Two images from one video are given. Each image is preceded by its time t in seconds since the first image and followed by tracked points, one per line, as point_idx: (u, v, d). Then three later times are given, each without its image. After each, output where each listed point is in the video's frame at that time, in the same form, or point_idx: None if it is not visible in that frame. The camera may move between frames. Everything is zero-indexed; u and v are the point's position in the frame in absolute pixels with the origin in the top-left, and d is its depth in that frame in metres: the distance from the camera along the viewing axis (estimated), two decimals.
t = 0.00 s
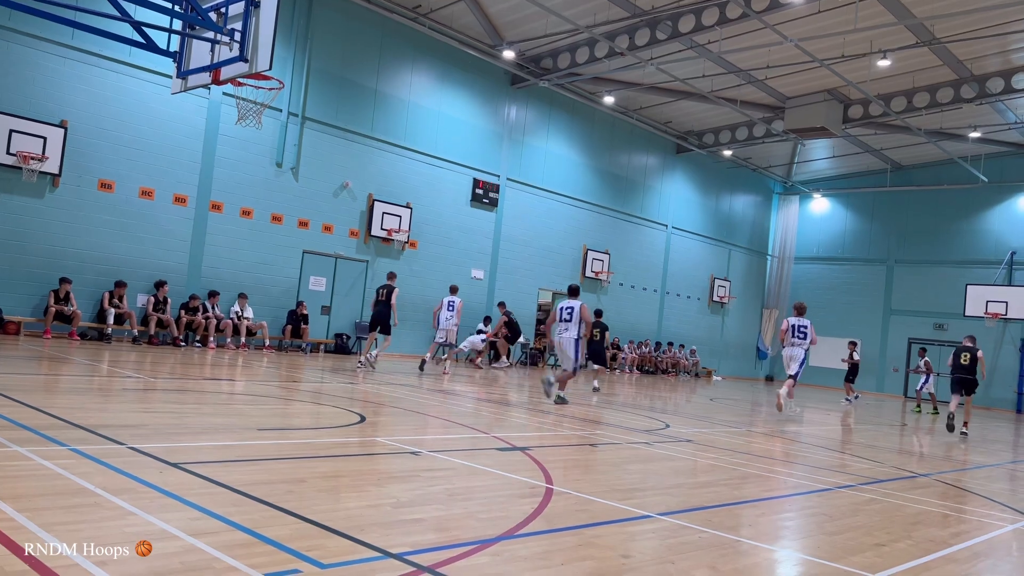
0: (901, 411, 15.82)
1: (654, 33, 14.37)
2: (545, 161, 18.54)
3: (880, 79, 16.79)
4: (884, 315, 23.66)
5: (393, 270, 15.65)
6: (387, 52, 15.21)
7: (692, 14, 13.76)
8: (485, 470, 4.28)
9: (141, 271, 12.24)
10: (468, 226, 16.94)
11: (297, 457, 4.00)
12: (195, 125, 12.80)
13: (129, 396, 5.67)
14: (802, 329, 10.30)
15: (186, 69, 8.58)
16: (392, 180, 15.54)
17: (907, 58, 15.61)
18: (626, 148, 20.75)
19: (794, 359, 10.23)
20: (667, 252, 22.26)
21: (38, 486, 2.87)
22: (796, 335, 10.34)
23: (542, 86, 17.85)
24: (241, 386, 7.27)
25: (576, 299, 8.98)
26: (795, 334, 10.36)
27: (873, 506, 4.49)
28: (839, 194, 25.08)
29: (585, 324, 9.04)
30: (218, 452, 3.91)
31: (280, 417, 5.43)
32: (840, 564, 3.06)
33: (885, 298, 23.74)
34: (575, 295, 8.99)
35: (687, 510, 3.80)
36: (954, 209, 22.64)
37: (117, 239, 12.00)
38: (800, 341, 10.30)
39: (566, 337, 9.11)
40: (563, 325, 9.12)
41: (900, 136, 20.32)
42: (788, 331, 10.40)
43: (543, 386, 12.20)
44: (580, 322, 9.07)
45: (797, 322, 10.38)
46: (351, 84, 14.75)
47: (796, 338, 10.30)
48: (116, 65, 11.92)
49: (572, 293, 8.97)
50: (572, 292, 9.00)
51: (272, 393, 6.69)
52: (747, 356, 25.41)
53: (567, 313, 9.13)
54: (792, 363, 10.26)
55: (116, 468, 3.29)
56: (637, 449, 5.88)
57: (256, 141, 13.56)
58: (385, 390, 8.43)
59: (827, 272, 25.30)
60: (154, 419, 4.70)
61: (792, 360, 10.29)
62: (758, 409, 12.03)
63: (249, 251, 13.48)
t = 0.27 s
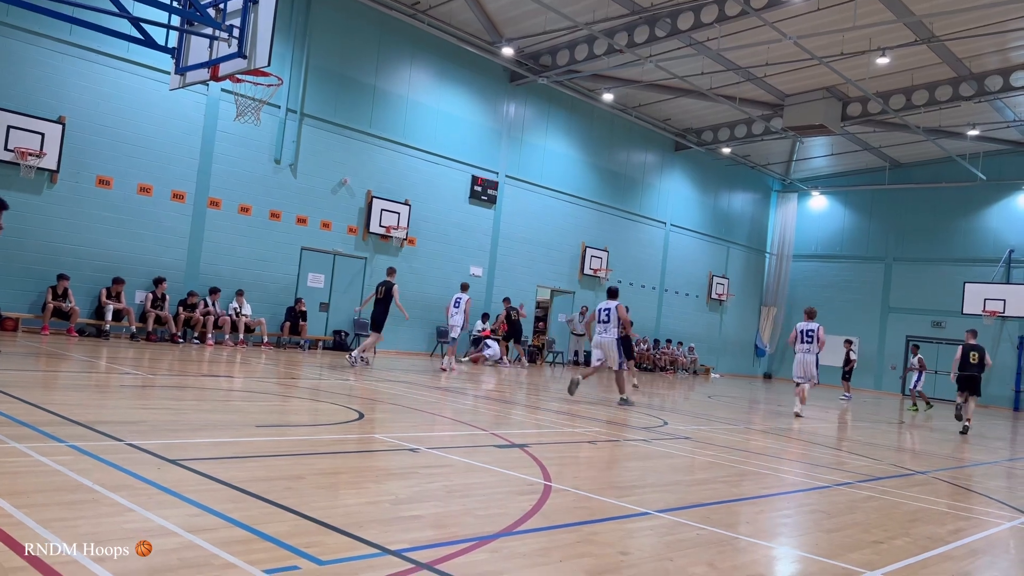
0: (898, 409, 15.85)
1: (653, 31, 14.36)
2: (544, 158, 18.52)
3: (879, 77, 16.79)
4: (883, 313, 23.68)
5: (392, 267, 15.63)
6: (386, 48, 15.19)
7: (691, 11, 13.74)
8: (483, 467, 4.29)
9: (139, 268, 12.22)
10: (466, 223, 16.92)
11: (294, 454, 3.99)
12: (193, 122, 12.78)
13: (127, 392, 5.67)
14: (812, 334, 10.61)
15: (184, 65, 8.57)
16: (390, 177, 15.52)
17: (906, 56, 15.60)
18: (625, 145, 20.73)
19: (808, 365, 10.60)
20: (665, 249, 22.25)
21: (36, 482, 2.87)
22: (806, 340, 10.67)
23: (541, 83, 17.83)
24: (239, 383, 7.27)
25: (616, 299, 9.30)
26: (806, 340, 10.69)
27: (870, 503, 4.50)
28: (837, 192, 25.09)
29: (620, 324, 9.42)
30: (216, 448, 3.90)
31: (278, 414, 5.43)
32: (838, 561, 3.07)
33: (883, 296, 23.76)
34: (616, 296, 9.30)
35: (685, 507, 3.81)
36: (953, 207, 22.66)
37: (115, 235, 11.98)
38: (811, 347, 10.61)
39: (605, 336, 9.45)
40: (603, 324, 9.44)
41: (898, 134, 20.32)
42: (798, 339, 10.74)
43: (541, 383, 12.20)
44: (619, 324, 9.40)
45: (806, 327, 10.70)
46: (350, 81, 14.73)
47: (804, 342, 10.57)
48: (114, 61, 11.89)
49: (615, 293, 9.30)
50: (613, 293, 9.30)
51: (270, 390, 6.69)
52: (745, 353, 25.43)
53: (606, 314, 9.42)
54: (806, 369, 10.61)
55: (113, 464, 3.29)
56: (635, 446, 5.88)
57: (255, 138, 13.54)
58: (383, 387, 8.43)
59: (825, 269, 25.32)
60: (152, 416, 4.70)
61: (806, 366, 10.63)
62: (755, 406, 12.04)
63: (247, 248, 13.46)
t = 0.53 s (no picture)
0: (895, 406, 15.87)
1: (652, 28, 14.34)
2: (543, 154, 18.51)
3: (878, 75, 16.78)
4: (881, 310, 23.71)
5: (390, 264, 15.63)
6: (384, 45, 15.15)
7: (690, 8, 13.73)
8: (481, 463, 4.28)
9: (137, 264, 12.20)
10: (465, 220, 16.92)
11: (292, 450, 3.99)
12: (191, 118, 12.75)
13: (125, 388, 5.66)
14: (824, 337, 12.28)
15: (183, 61, 8.54)
16: (389, 173, 15.50)
17: (905, 53, 15.60)
18: (623, 142, 20.72)
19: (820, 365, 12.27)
20: (664, 246, 22.26)
21: (34, 478, 2.87)
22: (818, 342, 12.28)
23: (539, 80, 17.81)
24: (238, 379, 7.26)
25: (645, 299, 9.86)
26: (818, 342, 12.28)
27: (868, 500, 4.51)
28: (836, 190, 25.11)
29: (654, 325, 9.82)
30: (214, 444, 3.90)
31: (276, 410, 5.42)
32: (836, 558, 3.07)
33: (881, 294, 23.79)
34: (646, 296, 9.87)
35: (683, 504, 3.82)
36: (951, 205, 22.67)
37: (114, 231, 11.96)
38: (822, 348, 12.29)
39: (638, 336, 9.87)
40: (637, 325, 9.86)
41: (897, 131, 20.33)
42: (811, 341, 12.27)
43: (539, 380, 12.22)
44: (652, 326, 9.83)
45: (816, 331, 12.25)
46: (348, 77, 14.70)
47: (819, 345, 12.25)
48: (112, 56, 11.86)
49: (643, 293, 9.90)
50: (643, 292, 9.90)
51: (268, 387, 6.68)
52: (743, 350, 25.46)
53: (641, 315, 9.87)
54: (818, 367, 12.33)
55: (111, 461, 3.29)
56: (633, 443, 5.89)
57: (253, 134, 13.52)
58: (381, 384, 8.43)
59: (823, 267, 25.35)
60: (150, 412, 4.69)
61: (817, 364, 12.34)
62: (753, 404, 12.07)
63: (245, 244, 13.45)
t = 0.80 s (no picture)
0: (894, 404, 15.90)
1: (652, 25, 14.33)
2: (541, 152, 18.50)
3: (878, 73, 16.78)
4: (879, 308, 23.73)
5: (389, 261, 15.62)
6: (383, 42, 15.13)
7: (690, 6, 13.71)
8: (480, 460, 4.29)
9: (136, 261, 12.18)
10: (464, 217, 16.91)
11: (290, 448, 3.99)
12: (190, 114, 12.73)
13: (124, 386, 5.66)
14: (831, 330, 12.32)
15: (182, 58, 8.52)
16: (388, 170, 15.49)
17: (904, 51, 15.59)
18: (622, 140, 20.71)
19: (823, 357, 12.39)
20: (663, 244, 22.27)
21: (32, 475, 2.87)
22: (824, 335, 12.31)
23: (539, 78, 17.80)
24: (236, 377, 7.26)
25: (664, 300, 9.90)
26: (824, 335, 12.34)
27: (866, 498, 4.51)
28: (835, 188, 25.12)
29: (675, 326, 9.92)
30: (213, 442, 3.90)
31: (275, 407, 5.42)
32: (834, 556, 3.07)
33: (879, 292, 23.81)
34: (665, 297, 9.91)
35: (681, 501, 3.82)
36: (950, 203, 22.68)
37: (112, 228, 11.95)
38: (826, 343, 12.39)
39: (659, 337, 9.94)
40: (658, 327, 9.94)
41: (896, 129, 20.33)
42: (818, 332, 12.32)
43: (538, 378, 12.22)
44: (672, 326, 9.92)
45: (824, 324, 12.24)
46: (347, 75, 14.68)
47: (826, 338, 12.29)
48: (111, 53, 11.83)
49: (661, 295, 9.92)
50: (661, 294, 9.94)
51: (269, 386, 6.67)
52: (741, 348, 25.49)
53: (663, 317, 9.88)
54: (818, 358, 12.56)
55: (109, 457, 3.29)
56: (632, 441, 5.89)
57: (252, 131, 13.50)
58: (380, 381, 8.44)
59: (822, 265, 25.37)
60: (149, 409, 4.69)
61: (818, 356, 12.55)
62: (752, 402, 12.06)
63: (243, 242, 13.44)
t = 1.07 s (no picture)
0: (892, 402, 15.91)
1: (651, 23, 14.31)
2: (540, 150, 18.48)
3: (877, 71, 16.77)
4: (878, 307, 23.74)
5: (388, 259, 15.61)
6: (383, 39, 15.11)
7: (689, 4, 13.69)
8: (478, 458, 4.29)
9: (134, 258, 12.17)
10: (463, 215, 16.90)
11: (289, 445, 3.99)
12: (189, 111, 12.71)
13: (123, 383, 5.65)
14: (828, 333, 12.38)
15: (180, 55, 8.51)
16: (387, 168, 15.47)
17: (904, 50, 15.58)
18: (622, 138, 20.71)
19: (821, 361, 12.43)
20: (662, 242, 22.26)
21: (32, 471, 2.87)
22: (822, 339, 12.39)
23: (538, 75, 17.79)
24: (235, 374, 7.26)
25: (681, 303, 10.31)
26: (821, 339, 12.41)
27: (864, 496, 4.52)
28: (834, 186, 25.13)
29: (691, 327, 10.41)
30: (212, 439, 3.90)
31: (274, 405, 5.41)
32: (832, 554, 3.08)
33: (878, 290, 23.83)
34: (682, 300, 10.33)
35: (679, 499, 3.83)
36: (949, 201, 22.68)
37: (111, 225, 11.93)
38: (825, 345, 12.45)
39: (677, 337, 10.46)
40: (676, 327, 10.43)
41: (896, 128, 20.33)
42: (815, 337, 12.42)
43: (537, 375, 12.23)
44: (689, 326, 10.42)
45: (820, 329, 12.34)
46: (346, 72, 14.66)
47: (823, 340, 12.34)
48: (109, 50, 11.81)
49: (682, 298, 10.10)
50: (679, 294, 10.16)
51: (268, 383, 6.67)
52: (740, 346, 25.49)
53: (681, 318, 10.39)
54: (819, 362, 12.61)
55: (107, 454, 3.29)
56: (630, 439, 5.89)
57: (251, 128, 13.48)
58: (379, 379, 8.44)
59: (821, 263, 25.39)
60: (148, 406, 4.69)
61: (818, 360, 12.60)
62: (752, 400, 12.07)
63: (242, 239, 13.42)
